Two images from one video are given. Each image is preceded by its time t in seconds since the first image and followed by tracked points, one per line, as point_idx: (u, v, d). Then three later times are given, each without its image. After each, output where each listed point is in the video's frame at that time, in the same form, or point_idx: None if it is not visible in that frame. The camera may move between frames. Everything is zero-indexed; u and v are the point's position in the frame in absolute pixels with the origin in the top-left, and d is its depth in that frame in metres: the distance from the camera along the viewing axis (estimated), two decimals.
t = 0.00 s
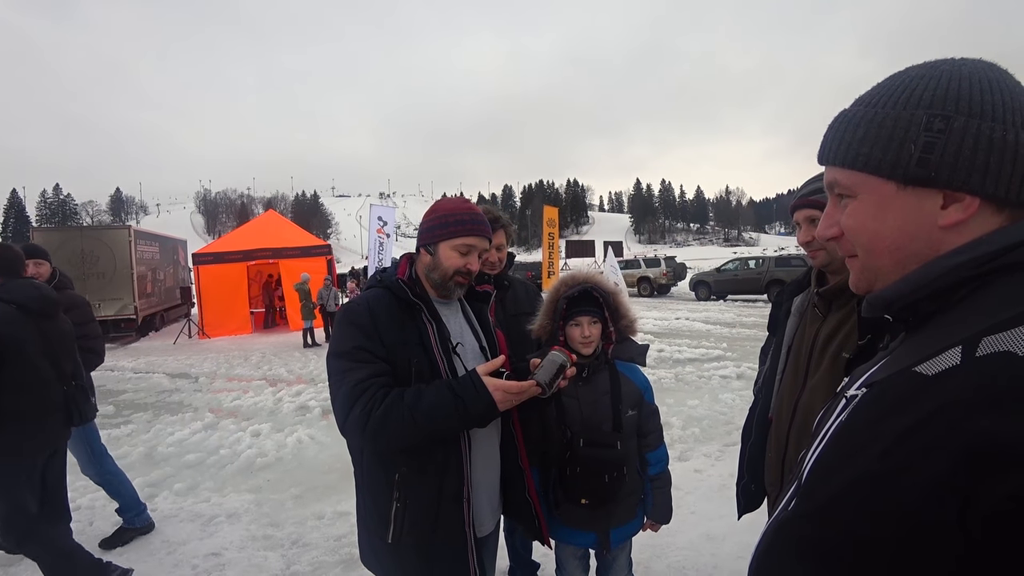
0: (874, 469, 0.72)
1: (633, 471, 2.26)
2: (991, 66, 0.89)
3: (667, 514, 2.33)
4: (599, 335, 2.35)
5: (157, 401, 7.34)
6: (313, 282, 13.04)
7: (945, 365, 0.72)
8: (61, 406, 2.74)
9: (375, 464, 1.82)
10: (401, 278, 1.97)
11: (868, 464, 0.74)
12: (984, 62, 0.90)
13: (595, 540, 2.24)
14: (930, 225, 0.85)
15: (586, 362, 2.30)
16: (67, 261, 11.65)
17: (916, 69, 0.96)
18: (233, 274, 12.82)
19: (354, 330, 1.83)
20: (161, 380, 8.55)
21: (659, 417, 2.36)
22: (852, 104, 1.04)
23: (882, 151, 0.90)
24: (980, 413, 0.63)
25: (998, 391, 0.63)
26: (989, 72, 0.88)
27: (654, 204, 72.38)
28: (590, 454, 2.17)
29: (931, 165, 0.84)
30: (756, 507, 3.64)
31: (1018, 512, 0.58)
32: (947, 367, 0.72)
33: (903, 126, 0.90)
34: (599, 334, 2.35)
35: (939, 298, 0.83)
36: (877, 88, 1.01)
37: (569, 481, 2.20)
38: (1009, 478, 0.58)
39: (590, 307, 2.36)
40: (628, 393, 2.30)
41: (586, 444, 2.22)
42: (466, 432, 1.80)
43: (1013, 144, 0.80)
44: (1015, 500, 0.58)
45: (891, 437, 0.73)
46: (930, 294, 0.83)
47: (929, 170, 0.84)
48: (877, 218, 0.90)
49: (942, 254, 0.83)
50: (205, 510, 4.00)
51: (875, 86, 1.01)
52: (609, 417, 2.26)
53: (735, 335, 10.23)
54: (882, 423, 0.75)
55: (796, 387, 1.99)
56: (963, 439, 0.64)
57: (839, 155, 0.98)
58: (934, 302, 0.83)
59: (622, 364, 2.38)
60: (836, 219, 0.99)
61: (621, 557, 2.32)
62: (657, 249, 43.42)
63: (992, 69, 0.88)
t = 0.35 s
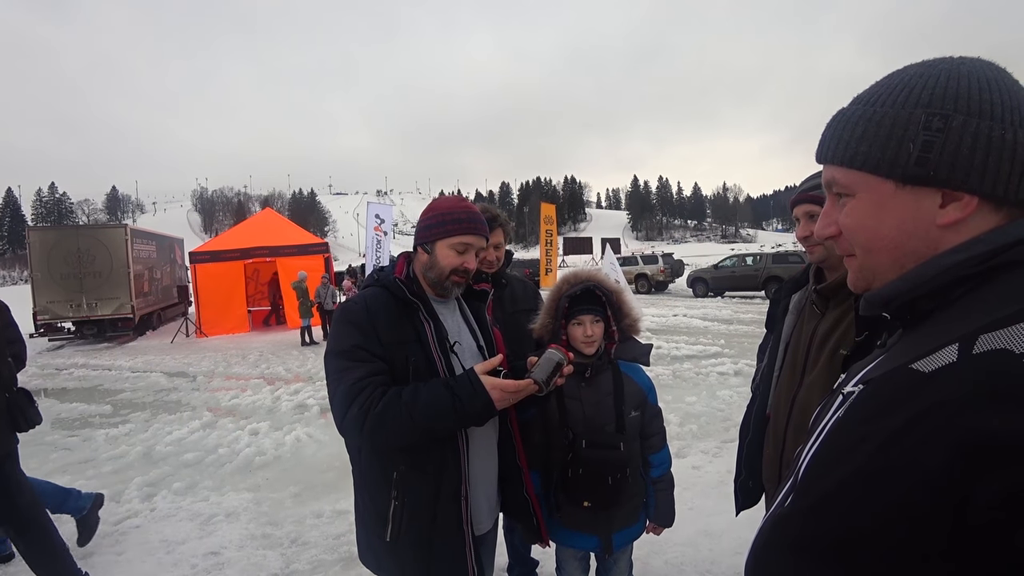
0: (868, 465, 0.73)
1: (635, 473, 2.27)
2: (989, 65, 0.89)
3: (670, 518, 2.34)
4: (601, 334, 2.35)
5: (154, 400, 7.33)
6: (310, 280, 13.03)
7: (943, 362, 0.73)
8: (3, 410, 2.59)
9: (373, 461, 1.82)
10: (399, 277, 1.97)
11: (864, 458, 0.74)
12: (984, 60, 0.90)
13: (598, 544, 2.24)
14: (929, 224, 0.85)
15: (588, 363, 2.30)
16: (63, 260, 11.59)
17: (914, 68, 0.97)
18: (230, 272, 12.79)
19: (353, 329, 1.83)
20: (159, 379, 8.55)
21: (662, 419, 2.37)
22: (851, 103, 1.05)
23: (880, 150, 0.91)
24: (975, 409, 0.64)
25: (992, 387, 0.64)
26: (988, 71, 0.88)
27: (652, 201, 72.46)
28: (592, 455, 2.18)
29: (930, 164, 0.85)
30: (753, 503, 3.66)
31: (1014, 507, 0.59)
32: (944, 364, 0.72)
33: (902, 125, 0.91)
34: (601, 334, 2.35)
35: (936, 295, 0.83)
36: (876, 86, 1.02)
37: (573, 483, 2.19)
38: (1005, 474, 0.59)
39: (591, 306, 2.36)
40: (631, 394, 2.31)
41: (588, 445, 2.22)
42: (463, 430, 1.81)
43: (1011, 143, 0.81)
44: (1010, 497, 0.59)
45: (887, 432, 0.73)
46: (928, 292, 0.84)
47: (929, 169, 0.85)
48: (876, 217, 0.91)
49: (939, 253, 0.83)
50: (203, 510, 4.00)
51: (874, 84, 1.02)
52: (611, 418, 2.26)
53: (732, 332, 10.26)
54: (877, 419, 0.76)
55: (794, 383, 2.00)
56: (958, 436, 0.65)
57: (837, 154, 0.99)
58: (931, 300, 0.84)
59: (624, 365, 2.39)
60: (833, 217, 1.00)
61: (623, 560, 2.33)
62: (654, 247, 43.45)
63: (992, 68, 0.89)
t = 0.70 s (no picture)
0: (866, 462, 0.73)
1: (638, 473, 2.26)
2: (986, 62, 0.89)
3: (673, 519, 2.34)
4: (605, 333, 2.34)
5: (153, 399, 7.33)
6: (308, 278, 13.01)
7: (939, 360, 0.73)
8: None
9: (372, 459, 1.82)
10: (398, 275, 1.97)
11: (862, 456, 0.74)
12: (981, 58, 0.90)
13: (600, 545, 2.24)
14: (927, 221, 0.85)
15: (591, 362, 2.30)
16: (61, 258, 11.54)
17: (913, 65, 0.97)
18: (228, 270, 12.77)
19: (351, 327, 1.82)
20: (158, 378, 8.54)
21: (666, 419, 2.37)
22: (849, 100, 1.04)
23: (879, 148, 0.91)
24: (972, 407, 0.64)
25: (989, 385, 0.64)
26: (987, 68, 0.88)
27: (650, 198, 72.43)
28: (595, 455, 2.17)
29: (928, 162, 0.84)
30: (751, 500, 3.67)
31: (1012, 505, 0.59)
32: (941, 362, 0.72)
33: (901, 122, 0.90)
34: (604, 333, 2.35)
35: (934, 294, 0.83)
36: (875, 83, 1.02)
37: (576, 484, 2.19)
38: (1000, 472, 0.59)
39: (592, 305, 2.36)
40: (634, 394, 2.30)
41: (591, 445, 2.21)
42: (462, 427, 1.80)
43: (1010, 140, 0.81)
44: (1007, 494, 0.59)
45: (883, 431, 0.73)
46: (925, 290, 0.84)
47: (926, 167, 0.85)
48: (874, 215, 0.91)
49: (937, 251, 0.83)
50: (203, 508, 4.00)
51: (873, 81, 1.01)
52: (614, 418, 2.25)
53: (730, 328, 10.28)
54: (875, 416, 0.76)
55: (791, 380, 2.00)
56: (955, 433, 0.65)
57: (835, 152, 0.99)
58: (929, 298, 0.84)
59: (628, 364, 2.39)
60: (832, 215, 1.00)
61: (624, 560, 2.33)
62: (653, 244, 43.45)
63: (989, 66, 0.89)
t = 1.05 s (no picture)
0: (862, 460, 0.74)
1: (637, 472, 2.27)
2: (981, 62, 0.90)
3: (672, 518, 2.35)
4: (605, 331, 2.35)
5: (154, 394, 7.35)
6: (308, 274, 13.02)
7: (934, 359, 0.73)
8: None
9: (371, 453, 1.83)
10: (397, 270, 1.97)
11: (858, 453, 0.75)
12: (976, 57, 0.91)
13: (598, 542, 2.26)
14: (922, 219, 0.86)
15: (591, 359, 2.31)
16: (61, 254, 11.55)
17: (910, 64, 0.97)
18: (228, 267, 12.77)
19: (352, 322, 1.83)
20: (158, 373, 8.55)
21: (666, 418, 2.38)
22: (847, 98, 1.05)
23: (875, 146, 0.91)
24: (969, 405, 0.64)
25: (986, 383, 0.64)
26: (983, 67, 0.88)
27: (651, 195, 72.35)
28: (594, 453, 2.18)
29: (924, 160, 0.85)
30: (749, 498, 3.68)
31: (1003, 501, 0.60)
32: (935, 360, 0.73)
33: (897, 121, 0.91)
34: (604, 330, 2.35)
35: (929, 292, 0.84)
36: (871, 82, 1.02)
37: (574, 482, 2.20)
38: (996, 470, 0.60)
39: (593, 303, 2.37)
40: (634, 392, 2.31)
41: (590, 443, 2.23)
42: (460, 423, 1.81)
43: (1005, 140, 0.81)
44: (1001, 491, 0.60)
45: (880, 428, 0.74)
46: (920, 288, 0.84)
47: (923, 165, 0.85)
48: (870, 213, 0.91)
49: (932, 249, 0.84)
50: (203, 503, 4.02)
51: (870, 80, 1.01)
52: (614, 416, 2.26)
53: (730, 326, 10.28)
54: (871, 415, 0.77)
55: (788, 378, 2.01)
56: (952, 431, 0.65)
57: (832, 149, 0.99)
58: (924, 296, 0.84)
59: (628, 362, 2.40)
60: (828, 212, 1.00)
61: (622, 558, 2.34)
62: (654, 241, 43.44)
63: (985, 65, 0.89)
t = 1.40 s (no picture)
0: (860, 461, 0.75)
1: (635, 470, 2.27)
2: (981, 63, 0.90)
3: (669, 515, 2.36)
4: (603, 329, 2.35)
5: (155, 389, 7.37)
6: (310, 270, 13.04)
7: (933, 360, 0.73)
8: None
9: (371, 450, 1.84)
10: (400, 266, 1.98)
11: (857, 455, 0.75)
12: (976, 59, 0.90)
13: (595, 539, 2.26)
14: (922, 221, 0.85)
15: (589, 357, 2.31)
16: (64, 248, 11.59)
17: (909, 65, 0.97)
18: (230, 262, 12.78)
19: (353, 318, 1.84)
20: (159, 368, 8.58)
21: (663, 415, 2.38)
22: (846, 101, 1.04)
23: (875, 148, 0.91)
24: (967, 407, 0.65)
25: (984, 385, 0.64)
26: (981, 69, 0.88)
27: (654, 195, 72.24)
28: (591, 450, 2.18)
29: (924, 162, 0.85)
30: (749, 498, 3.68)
31: (1001, 503, 0.60)
32: (934, 362, 0.73)
33: (897, 123, 0.90)
34: (602, 329, 2.36)
35: (929, 294, 0.84)
36: (872, 83, 1.02)
37: (572, 478, 2.20)
38: (992, 471, 0.60)
39: (592, 301, 2.37)
40: (632, 390, 2.31)
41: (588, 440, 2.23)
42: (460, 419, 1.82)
43: (1004, 142, 0.81)
44: (998, 494, 0.60)
45: (880, 429, 0.74)
46: (920, 291, 0.84)
47: (923, 167, 0.85)
48: (871, 215, 0.91)
49: (932, 251, 0.84)
50: (204, 497, 4.03)
51: (869, 82, 1.01)
52: (612, 414, 2.27)
53: (732, 327, 10.26)
54: (869, 416, 0.77)
55: (787, 379, 2.00)
56: (950, 431, 0.65)
57: (831, 151, 0.99)
58: (924, 298, 0.84)
59: (626, 360, 2.40)
60: (828, 215, 1.00)
61: (619, 555, 2.35)
62: (656, 241, 43.39)
63: (985, 66, 0.89)
